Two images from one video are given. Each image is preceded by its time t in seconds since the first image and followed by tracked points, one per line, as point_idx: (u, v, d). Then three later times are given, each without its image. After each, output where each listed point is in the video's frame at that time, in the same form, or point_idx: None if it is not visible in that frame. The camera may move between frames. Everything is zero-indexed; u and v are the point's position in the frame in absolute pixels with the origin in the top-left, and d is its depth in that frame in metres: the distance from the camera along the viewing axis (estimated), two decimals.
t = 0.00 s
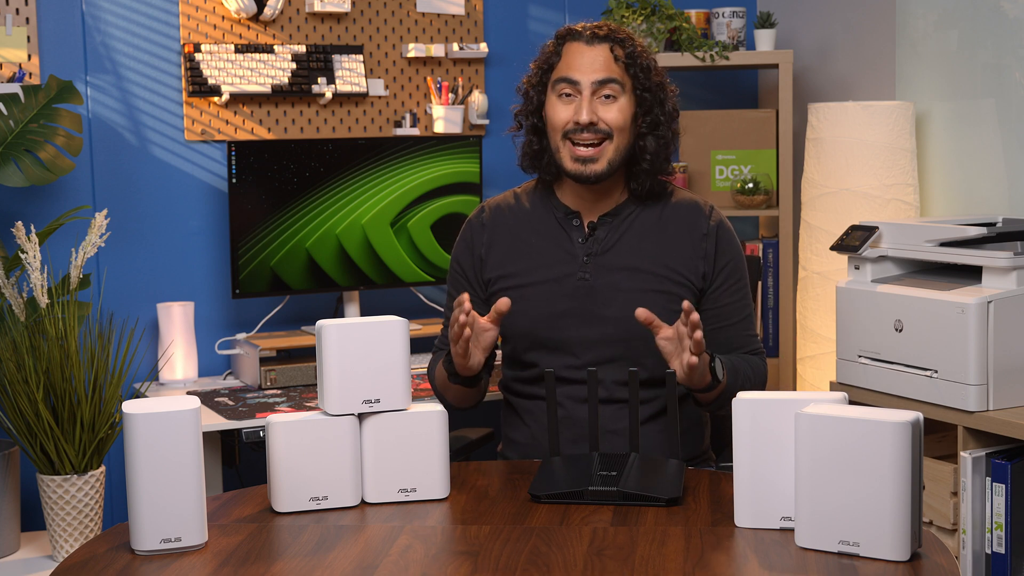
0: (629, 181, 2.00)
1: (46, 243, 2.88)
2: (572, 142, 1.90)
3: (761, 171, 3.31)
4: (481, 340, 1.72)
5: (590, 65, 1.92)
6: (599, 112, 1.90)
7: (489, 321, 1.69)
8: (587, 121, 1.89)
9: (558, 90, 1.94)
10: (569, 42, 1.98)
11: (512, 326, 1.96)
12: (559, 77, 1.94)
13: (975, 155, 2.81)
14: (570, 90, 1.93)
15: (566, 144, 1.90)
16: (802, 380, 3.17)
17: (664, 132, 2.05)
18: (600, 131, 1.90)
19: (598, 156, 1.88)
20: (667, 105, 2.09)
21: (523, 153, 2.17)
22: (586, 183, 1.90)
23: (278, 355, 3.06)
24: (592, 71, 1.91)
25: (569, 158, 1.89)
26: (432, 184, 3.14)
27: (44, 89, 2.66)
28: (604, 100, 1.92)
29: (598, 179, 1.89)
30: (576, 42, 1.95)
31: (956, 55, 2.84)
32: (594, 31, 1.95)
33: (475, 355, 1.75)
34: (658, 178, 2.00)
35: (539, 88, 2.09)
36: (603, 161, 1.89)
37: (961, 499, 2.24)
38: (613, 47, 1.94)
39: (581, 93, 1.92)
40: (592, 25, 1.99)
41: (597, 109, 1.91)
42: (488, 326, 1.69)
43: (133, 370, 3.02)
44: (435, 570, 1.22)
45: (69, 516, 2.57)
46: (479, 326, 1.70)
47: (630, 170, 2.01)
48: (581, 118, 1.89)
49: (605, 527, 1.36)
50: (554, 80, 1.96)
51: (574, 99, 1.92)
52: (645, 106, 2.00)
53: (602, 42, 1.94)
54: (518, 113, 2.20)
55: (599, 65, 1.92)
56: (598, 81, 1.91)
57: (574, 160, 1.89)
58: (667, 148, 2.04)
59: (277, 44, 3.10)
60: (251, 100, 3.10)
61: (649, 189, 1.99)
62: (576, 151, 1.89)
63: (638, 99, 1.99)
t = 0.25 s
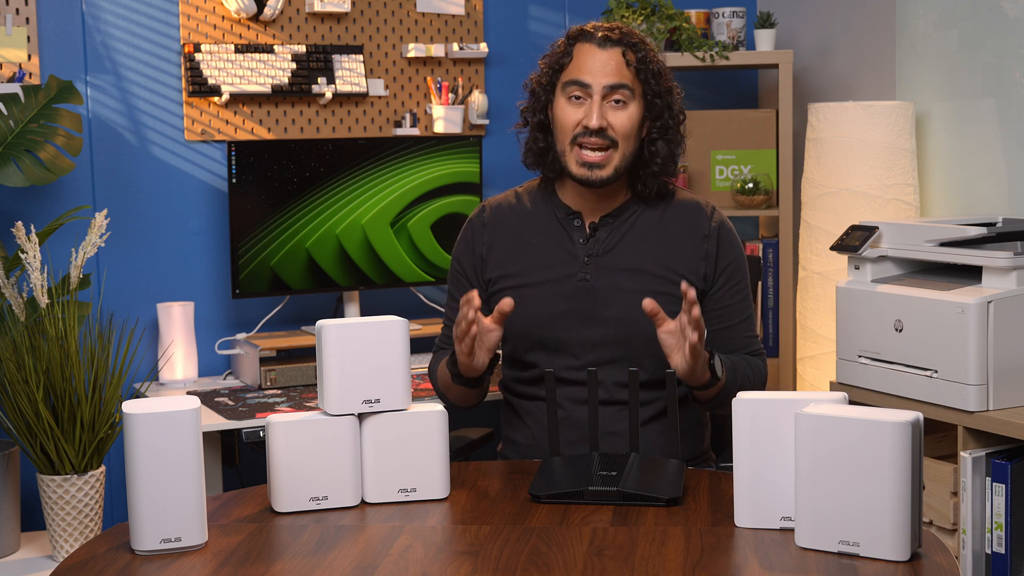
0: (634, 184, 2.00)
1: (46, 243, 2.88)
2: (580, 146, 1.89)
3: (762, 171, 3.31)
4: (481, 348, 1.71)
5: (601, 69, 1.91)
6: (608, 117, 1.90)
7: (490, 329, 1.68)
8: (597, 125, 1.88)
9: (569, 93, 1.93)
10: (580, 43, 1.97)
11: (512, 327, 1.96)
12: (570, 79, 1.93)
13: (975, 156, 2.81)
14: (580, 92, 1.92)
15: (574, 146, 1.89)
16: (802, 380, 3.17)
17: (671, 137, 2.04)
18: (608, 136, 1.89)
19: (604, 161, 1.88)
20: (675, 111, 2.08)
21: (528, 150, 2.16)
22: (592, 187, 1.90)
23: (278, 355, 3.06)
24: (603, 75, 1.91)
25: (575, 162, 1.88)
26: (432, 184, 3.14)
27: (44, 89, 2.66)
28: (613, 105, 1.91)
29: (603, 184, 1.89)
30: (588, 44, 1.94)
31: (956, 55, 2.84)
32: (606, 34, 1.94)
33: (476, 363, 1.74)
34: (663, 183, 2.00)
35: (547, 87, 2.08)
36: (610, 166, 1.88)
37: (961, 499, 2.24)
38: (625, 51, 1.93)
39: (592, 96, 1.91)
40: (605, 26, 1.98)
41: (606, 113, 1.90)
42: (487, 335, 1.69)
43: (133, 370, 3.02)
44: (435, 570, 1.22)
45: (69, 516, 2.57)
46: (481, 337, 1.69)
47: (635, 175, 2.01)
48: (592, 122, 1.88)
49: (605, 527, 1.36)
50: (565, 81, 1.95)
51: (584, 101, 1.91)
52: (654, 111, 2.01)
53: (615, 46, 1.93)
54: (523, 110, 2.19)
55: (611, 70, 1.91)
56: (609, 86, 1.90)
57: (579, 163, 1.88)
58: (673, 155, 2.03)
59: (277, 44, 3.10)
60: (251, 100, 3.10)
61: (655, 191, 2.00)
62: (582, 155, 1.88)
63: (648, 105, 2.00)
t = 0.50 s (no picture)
0: (636, 186, 1.99)
1: (45, 243, 2.88)
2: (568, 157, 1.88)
3: (761, 171, 3.31)
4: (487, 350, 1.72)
5: (590, 80, 1.87)
6: (596, 129, 1.87)
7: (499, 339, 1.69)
8: (583, 138, 1.86)
9: (558, 103, 1.91)
10: (572, 51, 1.93)
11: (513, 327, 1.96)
12: (559, 89, 1.91)
13: (975, 156, 2.81)
14: (570, 103, 1.90)
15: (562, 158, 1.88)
16: (802, 380, 3.17)
17: (669, 144, 1.99)
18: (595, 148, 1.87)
19: (593, 172, 1.87)
20: (675, 114, 2.03)
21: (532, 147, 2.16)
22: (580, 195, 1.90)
23: (278, 355, 3.06)
24: (592, 86, 1.87)
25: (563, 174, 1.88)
26: (432, 184, 3.14)
27: (44, 89, 2.66)
28: (602, 116, 1.88)
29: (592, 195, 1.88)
30: (578, 53, 1.91)
31: (956, 55, 2.84)
32: (597, 43, 1.90)
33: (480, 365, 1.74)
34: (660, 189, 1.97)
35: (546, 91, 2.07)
36: (597, 177, 1.87)
37: (961, 499, 2.24)
38: (615, 61, 1.89)
39: (580, 107, 1.89)
40: (598, 33, 1.94)
41: (594, 124, 1.88)
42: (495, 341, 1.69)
43: (133, 370, 3.02)
44: (435, 570, 1.22)
45: (69, 516, 2.57)
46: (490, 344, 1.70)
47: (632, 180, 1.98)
48: (577, 135, 1.86)
49: (605, 527, 1.36)
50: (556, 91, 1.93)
51: (573, 112, 1.89)
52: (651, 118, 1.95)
53: (605, 57, 1.89)
54: (527, 108, 2.18)
55: (599, 81, 1.87)
56: (596, 98, 1.87)
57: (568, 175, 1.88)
58: (672, 161, 1.98)
59: (277, 44, 3.10)
60: (251, 100, 3.10)
61: (656, 194, 1.97)
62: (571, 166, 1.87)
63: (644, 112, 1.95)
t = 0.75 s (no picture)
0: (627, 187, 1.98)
1: (46, 243, 2.88)
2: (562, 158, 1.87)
3: (761, 171, 3.31)
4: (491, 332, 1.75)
5: (581, 80, 1.87)
6: (589, 128, 1.87)
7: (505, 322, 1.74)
8: (576, 138, 1.85)
9: (551, 105, 1.91)
10: (563, 53, 1.94)
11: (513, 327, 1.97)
12: (551, 91, 1.91)
13: (975, 156, 2.81)
14: (562, 104, 1.90)
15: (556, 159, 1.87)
16: (801, 380, 3.17)
17: (659, 143, 1.98)
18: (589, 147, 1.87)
19: (587, 172, 1.86)
20: (667, 114, 2.03)
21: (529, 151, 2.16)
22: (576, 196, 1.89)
23: (278, 355, 3.06)
24: (583, 86, 1.87)
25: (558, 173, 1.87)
26: (432, 184, 3.14)
27: (44, 88, 2.66)
28: (595, 115, 1.88)
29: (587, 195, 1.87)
30: (569, 54, 1.91)
31: (956, 55, 2.84)
32: (587, 44, 1.90)
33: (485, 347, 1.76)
34: (654, 189, 1.97)
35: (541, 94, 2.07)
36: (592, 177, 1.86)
37: (961, 499, 2.24)
38: (605, 61, 1.89)
39: (572, 108, 1.88)
40: (589, 34, 1.94)
41: (587, 124, 1.87)
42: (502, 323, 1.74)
43: (133, 370, 3.02)
44: (435, 570, 1.22)
45: (69, 516, 2.57)
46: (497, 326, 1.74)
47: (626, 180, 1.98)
48: (570, 135, 1.85)
49: (605, 527, 1.36)
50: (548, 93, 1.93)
51: (566, 113, 1.89)
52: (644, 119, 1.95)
53: (596, 56, 1.89)
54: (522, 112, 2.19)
55: (590, 81, 1.87)
56: (587, 98, 1.87)
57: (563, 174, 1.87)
58: (662, 160, 1.98)
59: (277, 44, 3.10)
60: (251, 100, 3.10)
61: (647, 194, 1.97)
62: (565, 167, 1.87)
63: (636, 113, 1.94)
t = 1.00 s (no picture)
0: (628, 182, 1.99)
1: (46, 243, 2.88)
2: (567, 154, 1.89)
3: (762, 171, 3.31)
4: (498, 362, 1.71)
5: (581, 77, 1.89)
6: (592, 124, 1.89)
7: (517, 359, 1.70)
8: (579, 134, 1.87)
9: (551, 102, 1.92)
10: (560, 51, 1.94)
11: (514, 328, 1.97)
12: (551, 89, 1.92)
13: (975, 156, 2.81)
14: (562, 101, 1.91)
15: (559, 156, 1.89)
16: (802, 380, 3.17)
17: (661, 135, 2.00)
18: (592, 143, 1.88)
19: (592, 167, 1.88)
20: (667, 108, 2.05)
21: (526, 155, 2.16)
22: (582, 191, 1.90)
23: (278, 355, 3.06)
24: (583, 83, 1.89)
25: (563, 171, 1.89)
26: (432, 184, 3.14)
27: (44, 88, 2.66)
28: (596, 111, 1.90)
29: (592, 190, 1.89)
30: (567, 51, 1.92)
31: (956, 55, 2.84)
32: (585, 40, 1.91)
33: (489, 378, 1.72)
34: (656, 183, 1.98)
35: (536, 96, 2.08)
36: (598, 172, 1.88)
37: (961, 499, 2.24)
38: (604, 56, 1.90)
39: (574, 105, 1.90)
40: (585, 30, 1.95)
41: (589, 120, 1.89)
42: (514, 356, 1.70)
43: (133, 370, 3.02)
44: (435, 570, 1.22)
45: (69, 516, 2.57)
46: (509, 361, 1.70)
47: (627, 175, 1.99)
48: (574, 131, 1.87)
49: (605, 527, 1.36)
50: (547, 91, 1.94)
51: (567, 111, 1.90)
52: (642, 113, 1.96)
53: (594, 52, 1.90)
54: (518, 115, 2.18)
55: (591, 77, 1.89)
56: (589, 94, 1.89)
57: (568, 171, 1.88)
58: (665, 152, 1.99)
59: (277, 44, 3.10)
60: (251, 100, 3.10)
61: (648, 189, 1.98)
62: (569, 163, 1.88)
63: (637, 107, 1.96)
